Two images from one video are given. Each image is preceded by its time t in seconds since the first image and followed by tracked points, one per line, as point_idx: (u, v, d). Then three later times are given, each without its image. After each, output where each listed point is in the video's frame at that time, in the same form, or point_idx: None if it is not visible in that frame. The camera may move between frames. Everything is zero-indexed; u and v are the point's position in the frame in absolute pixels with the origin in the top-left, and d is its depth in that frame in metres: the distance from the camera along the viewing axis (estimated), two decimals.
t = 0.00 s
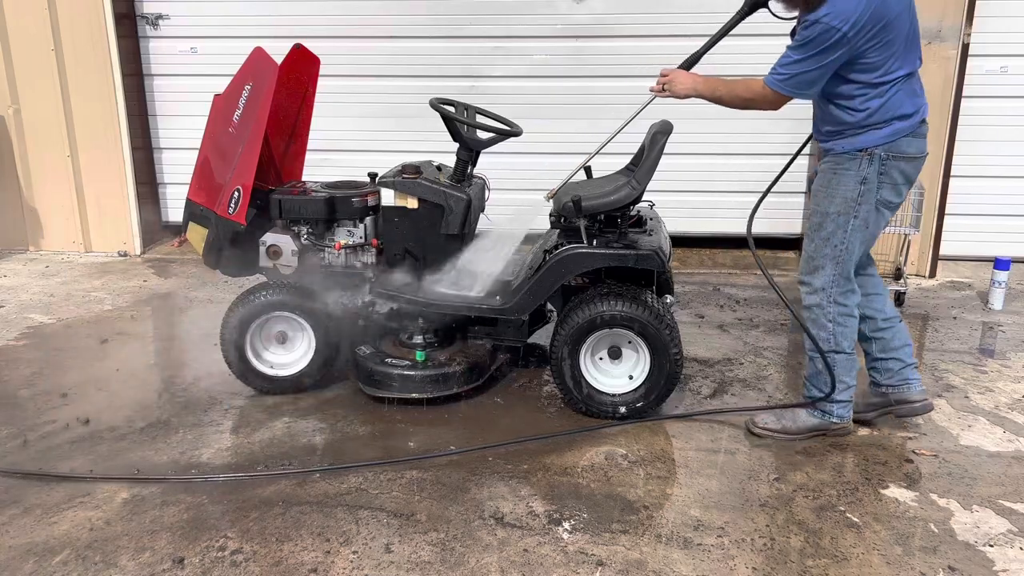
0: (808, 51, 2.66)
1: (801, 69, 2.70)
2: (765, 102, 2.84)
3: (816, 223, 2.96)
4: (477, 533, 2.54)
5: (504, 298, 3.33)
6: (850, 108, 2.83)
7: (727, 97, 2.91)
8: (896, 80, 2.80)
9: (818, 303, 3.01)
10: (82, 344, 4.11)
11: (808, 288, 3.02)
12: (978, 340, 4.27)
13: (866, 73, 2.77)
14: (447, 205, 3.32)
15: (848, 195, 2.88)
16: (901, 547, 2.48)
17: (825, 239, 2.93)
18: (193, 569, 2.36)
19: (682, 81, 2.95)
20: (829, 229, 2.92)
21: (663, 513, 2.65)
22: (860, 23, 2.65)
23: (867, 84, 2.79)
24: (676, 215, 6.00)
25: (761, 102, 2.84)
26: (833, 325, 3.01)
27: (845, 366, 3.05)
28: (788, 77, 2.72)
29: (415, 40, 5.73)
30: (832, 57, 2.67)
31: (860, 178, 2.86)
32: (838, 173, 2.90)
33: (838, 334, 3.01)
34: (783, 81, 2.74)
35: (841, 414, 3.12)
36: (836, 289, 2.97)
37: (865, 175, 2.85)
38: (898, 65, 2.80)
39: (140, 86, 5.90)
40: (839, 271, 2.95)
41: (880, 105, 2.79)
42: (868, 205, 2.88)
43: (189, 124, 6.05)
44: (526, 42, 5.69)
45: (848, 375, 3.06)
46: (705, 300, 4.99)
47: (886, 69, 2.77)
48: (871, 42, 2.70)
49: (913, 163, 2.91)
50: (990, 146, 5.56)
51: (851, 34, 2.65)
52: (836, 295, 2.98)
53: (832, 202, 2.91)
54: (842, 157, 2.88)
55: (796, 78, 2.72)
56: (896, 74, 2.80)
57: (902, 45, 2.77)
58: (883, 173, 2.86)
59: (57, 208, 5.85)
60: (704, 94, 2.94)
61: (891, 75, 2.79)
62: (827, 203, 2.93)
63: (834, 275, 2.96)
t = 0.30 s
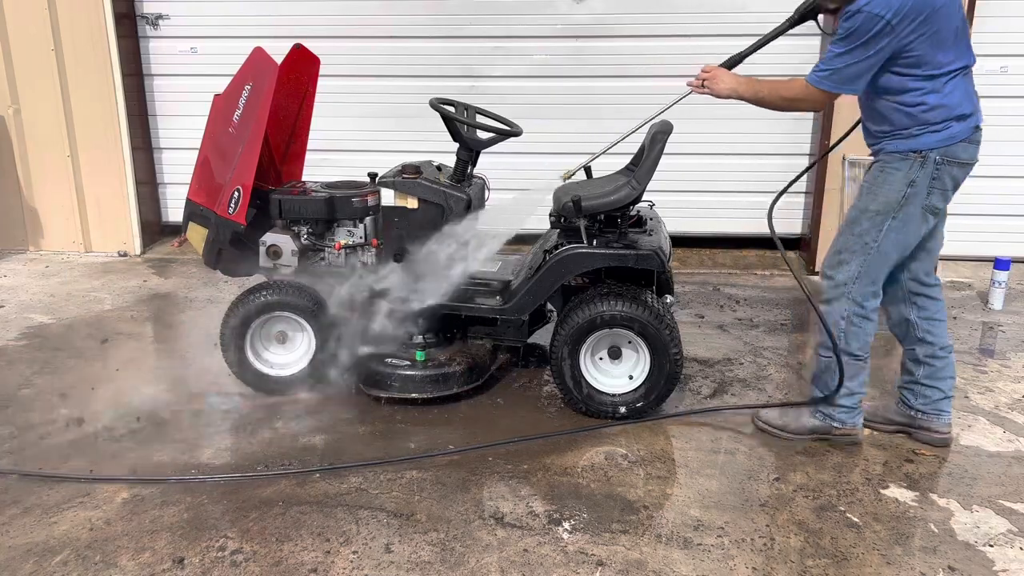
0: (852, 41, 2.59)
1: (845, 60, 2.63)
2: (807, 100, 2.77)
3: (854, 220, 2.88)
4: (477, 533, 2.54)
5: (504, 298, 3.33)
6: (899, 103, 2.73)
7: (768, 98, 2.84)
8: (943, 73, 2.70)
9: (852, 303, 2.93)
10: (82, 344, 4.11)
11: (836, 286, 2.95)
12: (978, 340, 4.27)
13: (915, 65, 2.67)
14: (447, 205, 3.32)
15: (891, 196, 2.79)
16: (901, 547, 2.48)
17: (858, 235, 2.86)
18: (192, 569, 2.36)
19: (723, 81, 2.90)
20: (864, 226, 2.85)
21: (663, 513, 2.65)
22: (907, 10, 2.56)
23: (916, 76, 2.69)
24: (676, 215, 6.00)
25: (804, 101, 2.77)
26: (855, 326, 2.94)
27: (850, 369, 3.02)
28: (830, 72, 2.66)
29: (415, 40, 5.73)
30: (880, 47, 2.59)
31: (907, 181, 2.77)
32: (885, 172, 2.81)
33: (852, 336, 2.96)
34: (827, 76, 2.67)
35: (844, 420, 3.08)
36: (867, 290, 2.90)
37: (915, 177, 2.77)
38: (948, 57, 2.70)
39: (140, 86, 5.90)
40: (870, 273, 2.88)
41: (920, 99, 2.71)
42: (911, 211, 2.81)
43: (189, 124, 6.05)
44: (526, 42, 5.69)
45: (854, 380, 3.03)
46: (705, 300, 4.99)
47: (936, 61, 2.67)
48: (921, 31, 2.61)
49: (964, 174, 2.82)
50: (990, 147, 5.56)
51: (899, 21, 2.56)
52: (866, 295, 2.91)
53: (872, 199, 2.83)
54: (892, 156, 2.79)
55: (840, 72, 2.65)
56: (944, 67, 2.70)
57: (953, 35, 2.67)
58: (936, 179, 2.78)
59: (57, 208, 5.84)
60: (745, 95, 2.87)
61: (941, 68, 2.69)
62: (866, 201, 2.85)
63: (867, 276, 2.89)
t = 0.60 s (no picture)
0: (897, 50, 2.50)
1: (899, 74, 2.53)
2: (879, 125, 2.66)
3: (868, 232, 2.88)
4: (476, 533, 2.54)
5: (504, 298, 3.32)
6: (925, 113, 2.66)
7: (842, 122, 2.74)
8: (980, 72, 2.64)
9: (872, 315, 2.89)
10: (82, 344, 4.11)
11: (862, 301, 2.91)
12: (978, 340, 4.27)
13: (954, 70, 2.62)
14: (447, 205, 3.31)
15: (896, 202, 2.77)
16: (901, 547, 2.48)
17: (867, 243, 2.86)
18: (192, 569, 2.36)
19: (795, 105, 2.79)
20: (874, 234, 2.84)
21: (663, 513, 2.65)
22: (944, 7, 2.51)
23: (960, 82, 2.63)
24: (676, 215, 6.00)
25: (877, 125, 2.66)
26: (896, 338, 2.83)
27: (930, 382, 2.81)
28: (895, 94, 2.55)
29: (415, 40, 5.73)
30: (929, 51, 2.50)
31: (906, 186, 2.73)
32: (888, 179, 2.81)
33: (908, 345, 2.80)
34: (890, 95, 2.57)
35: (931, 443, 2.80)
36: (891, 301, 2.82)
37: (913, 183, 2.72)
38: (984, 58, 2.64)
39: (140, 86, 5.89)
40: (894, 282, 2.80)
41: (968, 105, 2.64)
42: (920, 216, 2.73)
43: (189, 124, 6.05)
44: (526, 42, 5.69)
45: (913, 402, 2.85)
46: (705, 300, 4.99)
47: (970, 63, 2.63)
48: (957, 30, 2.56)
49: (974, 177, 2.70)
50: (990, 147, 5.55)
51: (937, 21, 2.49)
52: (892, 309, 2.81)
53: (879, 207, 2.83)
54: (895, 163, 2.79)
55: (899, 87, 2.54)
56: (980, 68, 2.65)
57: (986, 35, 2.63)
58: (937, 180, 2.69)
59: (57, 208, 5.85)
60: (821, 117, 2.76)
61: (960, 75, 2.62)
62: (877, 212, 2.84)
63: (884, 286, 2.83)
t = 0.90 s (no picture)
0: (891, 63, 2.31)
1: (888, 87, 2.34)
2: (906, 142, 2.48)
3: (931, 267, 2.53)
4: (476, 533, 2.54)
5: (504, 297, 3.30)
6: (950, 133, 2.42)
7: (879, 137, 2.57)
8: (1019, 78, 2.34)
9: (951, 363, 2.49)
10: (82, 344, 4.10)
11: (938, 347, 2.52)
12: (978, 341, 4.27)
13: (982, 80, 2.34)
14: (447, 205, 3.31)
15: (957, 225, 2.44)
16: (901, 547, 2.48)
17: (936, 278, 2.51)
18: (192, 569, 2.36)
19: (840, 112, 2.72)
20: (938, 266, 2.50)
21: (663, 513, 2.65)
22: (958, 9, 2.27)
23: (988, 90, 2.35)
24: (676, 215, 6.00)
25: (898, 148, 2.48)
26: (978, 382, 2.44)
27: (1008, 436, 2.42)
28: (893, 116, 2.35)
29: (415, 40, 5.73)
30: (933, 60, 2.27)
31: (958, 205, 2.44)
32: (934, 204, 2.51)
33: (989, 389, 2.43)
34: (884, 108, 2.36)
35: (1006, 504, 2.45)
36: (974, 341, 2.43)
37: (963, 203, 2.42)
38: None
39: (140, 86, 5.89)
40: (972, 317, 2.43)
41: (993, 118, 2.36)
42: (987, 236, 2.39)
43: (188, 124, 6.04)
44: (526, 42, 5.69)
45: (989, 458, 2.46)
46: (705, 300, 4.99)
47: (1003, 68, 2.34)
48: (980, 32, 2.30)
49: None
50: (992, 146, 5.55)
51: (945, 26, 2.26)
52: (975, 350, 2.43)
53: (935, 236, 2.51)
54: (937, 186, 2.50)
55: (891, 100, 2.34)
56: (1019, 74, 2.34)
57: None
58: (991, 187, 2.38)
59: (57, 208, 5.85)
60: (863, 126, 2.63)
61: (990, 92, 2.36)
62: (936, 238, 2.52)
63: (965, 323, 2.44)
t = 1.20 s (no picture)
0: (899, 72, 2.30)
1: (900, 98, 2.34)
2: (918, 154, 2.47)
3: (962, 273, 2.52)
4: (477, 533, 2.54)
5: (504, 298, 3.32)
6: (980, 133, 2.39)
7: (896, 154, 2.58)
8: None
9: (974, 369, 2.49)
10: (82, 344, 4.10)
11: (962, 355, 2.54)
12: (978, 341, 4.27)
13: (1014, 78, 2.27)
14: (447, 205, 3.30)
15: (985, 233, 2.41)
16: (901, 547, 2.48)
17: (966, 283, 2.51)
18: (193, 569, 2.36)
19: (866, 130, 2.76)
20: (968, 271, 2.49)
21: (663, 513, 2.65)
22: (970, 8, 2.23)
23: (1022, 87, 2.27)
24: (676, 215, 6.00)
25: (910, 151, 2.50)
26: (995, 394, 2.44)
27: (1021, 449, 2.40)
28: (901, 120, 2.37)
29: (415, 40, 5.73)
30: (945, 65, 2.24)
31: (986, 213, 2.40)
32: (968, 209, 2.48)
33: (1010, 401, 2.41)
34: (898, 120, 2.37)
35: (1005, 512, 2.45)
36: (998, 349, 2.42)
37: (992, 211, 2.38)
38: None
39: (140, 86, 5.89)
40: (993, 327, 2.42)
41: None
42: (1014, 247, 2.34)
43: (189, 124, 6.04)
44: (526, 42, 5.69)
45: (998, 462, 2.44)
46: (705, 300, 4.99)
47: None
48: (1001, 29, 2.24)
49: None
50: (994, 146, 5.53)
51: (955, 30, 2.22)
52: (997, 359, 2.43)
53: (968, 242, 2.49)
54: (972, 191, 2.47)
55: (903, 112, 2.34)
56: None
57: None
58: None
59: (57, 208, 5.85)
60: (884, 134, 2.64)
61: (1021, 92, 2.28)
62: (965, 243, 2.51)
63: (990, 331, 2.43)
